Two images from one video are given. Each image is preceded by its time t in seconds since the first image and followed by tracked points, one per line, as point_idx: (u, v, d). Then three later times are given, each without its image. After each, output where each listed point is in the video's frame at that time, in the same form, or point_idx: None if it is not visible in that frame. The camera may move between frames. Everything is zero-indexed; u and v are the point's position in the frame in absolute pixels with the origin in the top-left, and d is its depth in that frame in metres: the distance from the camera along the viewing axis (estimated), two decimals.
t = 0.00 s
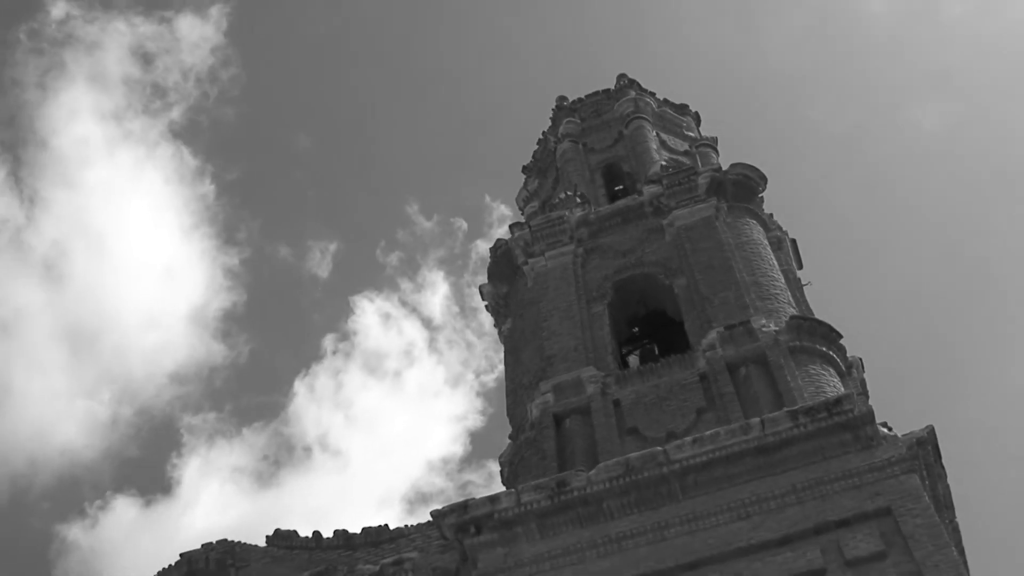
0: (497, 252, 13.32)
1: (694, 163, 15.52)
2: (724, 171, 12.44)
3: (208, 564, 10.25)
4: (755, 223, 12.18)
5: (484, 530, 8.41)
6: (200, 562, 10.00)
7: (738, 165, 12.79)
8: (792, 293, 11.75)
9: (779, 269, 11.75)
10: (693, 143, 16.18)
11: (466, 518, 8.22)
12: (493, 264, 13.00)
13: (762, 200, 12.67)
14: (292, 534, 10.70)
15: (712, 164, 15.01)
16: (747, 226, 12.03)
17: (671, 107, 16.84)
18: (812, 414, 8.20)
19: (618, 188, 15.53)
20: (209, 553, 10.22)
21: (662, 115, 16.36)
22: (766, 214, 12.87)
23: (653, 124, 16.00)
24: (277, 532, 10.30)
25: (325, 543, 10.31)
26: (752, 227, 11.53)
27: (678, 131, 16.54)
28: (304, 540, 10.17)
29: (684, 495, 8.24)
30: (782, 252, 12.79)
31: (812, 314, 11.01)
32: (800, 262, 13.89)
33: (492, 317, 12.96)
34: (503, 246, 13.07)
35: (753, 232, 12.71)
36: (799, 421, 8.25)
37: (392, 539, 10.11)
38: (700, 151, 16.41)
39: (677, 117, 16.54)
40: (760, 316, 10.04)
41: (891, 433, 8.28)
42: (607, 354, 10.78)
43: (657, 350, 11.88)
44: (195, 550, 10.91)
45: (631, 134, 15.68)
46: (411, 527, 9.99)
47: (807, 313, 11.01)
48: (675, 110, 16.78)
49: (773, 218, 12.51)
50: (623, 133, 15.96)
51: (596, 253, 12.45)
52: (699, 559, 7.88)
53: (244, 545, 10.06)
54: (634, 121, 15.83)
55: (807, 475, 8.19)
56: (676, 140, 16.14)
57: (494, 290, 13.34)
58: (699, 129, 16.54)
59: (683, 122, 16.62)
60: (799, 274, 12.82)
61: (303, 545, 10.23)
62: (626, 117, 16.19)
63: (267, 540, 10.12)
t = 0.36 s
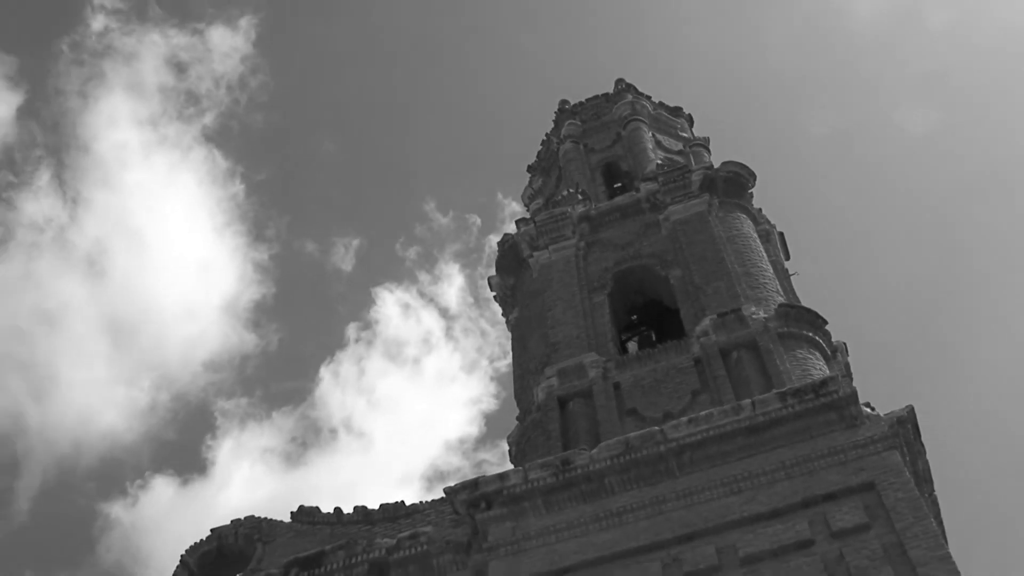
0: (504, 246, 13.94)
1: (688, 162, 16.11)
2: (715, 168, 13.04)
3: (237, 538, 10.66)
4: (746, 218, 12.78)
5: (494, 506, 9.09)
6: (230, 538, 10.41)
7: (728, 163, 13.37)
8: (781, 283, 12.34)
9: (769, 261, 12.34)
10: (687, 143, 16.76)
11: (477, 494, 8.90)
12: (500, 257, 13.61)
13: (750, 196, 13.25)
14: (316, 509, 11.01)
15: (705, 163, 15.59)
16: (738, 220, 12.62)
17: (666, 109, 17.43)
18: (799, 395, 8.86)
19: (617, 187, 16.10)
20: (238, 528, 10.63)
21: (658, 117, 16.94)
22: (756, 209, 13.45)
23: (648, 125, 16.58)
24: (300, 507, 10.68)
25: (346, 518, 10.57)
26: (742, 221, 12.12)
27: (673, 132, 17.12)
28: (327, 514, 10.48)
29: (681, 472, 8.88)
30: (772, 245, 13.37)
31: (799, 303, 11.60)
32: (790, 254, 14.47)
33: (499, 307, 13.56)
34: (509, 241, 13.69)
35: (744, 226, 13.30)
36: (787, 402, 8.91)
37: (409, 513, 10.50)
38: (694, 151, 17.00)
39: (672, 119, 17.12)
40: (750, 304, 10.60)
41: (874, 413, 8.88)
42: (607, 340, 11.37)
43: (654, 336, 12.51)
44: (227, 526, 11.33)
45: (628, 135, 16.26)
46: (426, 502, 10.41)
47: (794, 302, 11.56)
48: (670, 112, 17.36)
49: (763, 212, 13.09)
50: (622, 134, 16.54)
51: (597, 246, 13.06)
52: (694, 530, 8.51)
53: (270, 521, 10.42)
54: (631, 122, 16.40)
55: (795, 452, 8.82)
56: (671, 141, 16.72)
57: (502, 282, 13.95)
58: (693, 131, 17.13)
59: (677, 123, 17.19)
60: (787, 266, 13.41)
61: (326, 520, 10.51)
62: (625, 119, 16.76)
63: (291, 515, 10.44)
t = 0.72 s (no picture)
0: (511, 241, 14.64)
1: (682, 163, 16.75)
2: (707, 167, 13.68)
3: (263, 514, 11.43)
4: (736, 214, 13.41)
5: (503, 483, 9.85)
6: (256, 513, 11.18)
7: (718, 163, 14.02)
8: (770, 274, 12.95)
9: (758, 254, 12.95)
10: (681, 144, 17.39)
11: (486, 472, 9.69)
12: (507, 252, 14.30)
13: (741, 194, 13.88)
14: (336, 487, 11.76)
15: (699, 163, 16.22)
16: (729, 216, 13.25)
17: (661, 112, 18.07)
18: (786, 379, 9.60)
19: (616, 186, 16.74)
20: (264, 504, 11.40)
21: (654, 120, 17.58)
22: (745, 206, 14.07)
23: (646, 128, 17.20)
24: (321, 485, 11.39)
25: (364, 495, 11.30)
26: (733, 216, 12.75)
27: (668, 135, 17.76)
28: (347, 491, 11.21)
29: (676, 451, 9.61)
30: (760, 239, 13.98)
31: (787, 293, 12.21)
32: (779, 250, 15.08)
33: (506, 297, 14.25)
34: (516, 236, 14.39)
35: (734, 221, 13.91)
36: (775, 385, 9.66)
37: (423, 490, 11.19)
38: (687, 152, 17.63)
39: (667, 122, 17.76)
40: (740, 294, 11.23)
41: (857, 395, 9.53)
42: (608, 328, 12.03)
43: (650, 324, 13.16)
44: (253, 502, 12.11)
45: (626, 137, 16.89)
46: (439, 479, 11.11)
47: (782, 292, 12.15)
48: (664, 115, 17.99)
49: (752, 208, 13.72)
50: (620, 136, 17.19)
51: (598, 240, 13.74)
52: (688, 505, 9.20)
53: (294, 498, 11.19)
54: (628, 124, 17.01)
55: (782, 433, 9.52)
56: (666, 142, 17.36)
57: (509, 274, 14.63)
58: (687, 133, 17.76)
59: (673, 126, 17.82)
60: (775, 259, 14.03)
61: (346, 496, 11.25)
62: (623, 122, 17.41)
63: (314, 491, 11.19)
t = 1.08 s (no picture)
0: (516, 238, 15.31)
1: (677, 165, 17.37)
2: (700, 167, 14.34)
3: (286, 496, 12.23)
4: (728, 212, 14.06)
5: (511, 464, 10.55)
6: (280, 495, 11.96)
7: (710, 164, 14.68)
8: (761, 268, 13.60)
9: (749, 249, 13.61)
10: (676, 147, 18.02)
11: (495, 455, 10.38)
12: (512, 249, 14.97)
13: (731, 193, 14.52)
14: (354, 471, 12.51)
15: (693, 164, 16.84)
16: (721, 214, 13.91)
17: (656, 117, 18.69)
18: (775, 365, 10.28)
19: (614, 187, 17.38)
20: (287, 487, 12.20)
21: (649, 124, 18.21)
22: (737, 204, 14.72)
23: (642, 131, 17.81)
24: (341, 469, 12.08)
25: (381, 478, 12.06)
26: (725, 214, 13.40)
27: (664, 138, 18.39)
28: (365, 474, 11.97)
29: (673, 433, 10.31)
30: (751, 235, 14.61)
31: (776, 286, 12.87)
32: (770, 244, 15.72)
33: (512, 291, 14.90)
34: (520, 234, 15.07)
35: (726, 218, 14.56)
36: (765, 371, 10.34)
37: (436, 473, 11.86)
38: (682, 154, 18.25)
39: (663, 126, 18.39)
40: (732, 286, 11.90)
41: (843, 379, 10.22)
42: (608, 319, 12.71)
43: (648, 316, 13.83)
44: (276, 485, 12.89)
45: (624, 139, 17.53)
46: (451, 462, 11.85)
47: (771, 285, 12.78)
48: (659, 119, 18.62)
49: (743, 206, 14.37)
50: (618, 139, 17.82)
51: (598, 237, 14.39)
52: (684, 484, 9.90)
53: (316, 480, 11.99)
54: (625, 127, 17.63)
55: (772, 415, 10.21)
56: (661, 145, 17.98)
57: (515, 270, 15.31)
58: (681, 137, 18.39)
59: (668, 129, 18.45)
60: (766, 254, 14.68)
61: (363, 479, 12.01)
62: (620, 126, 18.06)
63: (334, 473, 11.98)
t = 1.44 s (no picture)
0: (522, 237, 16.04)
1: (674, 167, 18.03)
2: (695, 169, 15.05)
3: (308, 480, 13.11)
4: (722, 211, 14.77)
5: (518, 449, 11.32)
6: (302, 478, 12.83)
7: (705, 166, 15.39)
8: (754, 264, 14.31)
9: (742, 246, 14.31)
10: (672, 150, 18.67)
11: (504, 440, 11.15)
12: (518, 246, 15.70)
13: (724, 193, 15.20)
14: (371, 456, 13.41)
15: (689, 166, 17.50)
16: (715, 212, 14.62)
17: (653, 121, 19.35)
18: (766, 354, 11.01)
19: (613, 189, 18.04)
20: (308, 471, 13.08)
21: (647, 128, 18.87)
22: (730, 203, 15.42)
23: (640, 135, 18.44)
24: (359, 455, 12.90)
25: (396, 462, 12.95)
26: (718, 212, 14.11)
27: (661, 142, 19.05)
28: (382, 458, 12.87)
29: (671, 419, 11.05)
30: (744, 233, 15.31)
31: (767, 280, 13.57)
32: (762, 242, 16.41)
33: (518, 287, 15.62)
34: (526, 233, 15.80)
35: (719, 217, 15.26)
36: (757, 360, 11.08)
37: (448, 458, 12.76)
38: (678, 158, 18.91)
39: (659, 130, 19.05)
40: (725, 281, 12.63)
41: (831, 367, 10.93)
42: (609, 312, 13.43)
43: (647, 309, 14.54)
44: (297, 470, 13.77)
45: (622, 143, 18.21)
46: (462, 447, 12.70)
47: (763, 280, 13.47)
48: (656, 124, 19.27)
49: (736, 205, 15.08)
50: (617, 143, 18.49)
51: (599, 235, 15.10)
52: (681, 467, 10.63)
53: (336, 464, 12.89)
54: (624, 131, 18.29)
55: (764, 402, 10.93)
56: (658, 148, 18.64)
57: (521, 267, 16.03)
58: (677, 140, 19.04)
59: (664, 133, 19.11)
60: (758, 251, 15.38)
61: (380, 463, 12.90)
62: (619, 131, 18.73)
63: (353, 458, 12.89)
